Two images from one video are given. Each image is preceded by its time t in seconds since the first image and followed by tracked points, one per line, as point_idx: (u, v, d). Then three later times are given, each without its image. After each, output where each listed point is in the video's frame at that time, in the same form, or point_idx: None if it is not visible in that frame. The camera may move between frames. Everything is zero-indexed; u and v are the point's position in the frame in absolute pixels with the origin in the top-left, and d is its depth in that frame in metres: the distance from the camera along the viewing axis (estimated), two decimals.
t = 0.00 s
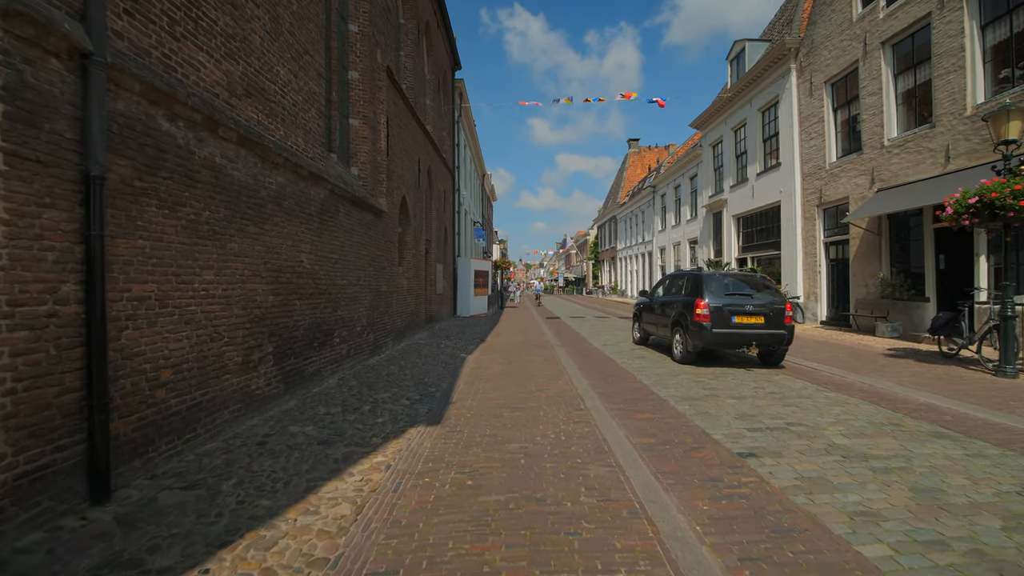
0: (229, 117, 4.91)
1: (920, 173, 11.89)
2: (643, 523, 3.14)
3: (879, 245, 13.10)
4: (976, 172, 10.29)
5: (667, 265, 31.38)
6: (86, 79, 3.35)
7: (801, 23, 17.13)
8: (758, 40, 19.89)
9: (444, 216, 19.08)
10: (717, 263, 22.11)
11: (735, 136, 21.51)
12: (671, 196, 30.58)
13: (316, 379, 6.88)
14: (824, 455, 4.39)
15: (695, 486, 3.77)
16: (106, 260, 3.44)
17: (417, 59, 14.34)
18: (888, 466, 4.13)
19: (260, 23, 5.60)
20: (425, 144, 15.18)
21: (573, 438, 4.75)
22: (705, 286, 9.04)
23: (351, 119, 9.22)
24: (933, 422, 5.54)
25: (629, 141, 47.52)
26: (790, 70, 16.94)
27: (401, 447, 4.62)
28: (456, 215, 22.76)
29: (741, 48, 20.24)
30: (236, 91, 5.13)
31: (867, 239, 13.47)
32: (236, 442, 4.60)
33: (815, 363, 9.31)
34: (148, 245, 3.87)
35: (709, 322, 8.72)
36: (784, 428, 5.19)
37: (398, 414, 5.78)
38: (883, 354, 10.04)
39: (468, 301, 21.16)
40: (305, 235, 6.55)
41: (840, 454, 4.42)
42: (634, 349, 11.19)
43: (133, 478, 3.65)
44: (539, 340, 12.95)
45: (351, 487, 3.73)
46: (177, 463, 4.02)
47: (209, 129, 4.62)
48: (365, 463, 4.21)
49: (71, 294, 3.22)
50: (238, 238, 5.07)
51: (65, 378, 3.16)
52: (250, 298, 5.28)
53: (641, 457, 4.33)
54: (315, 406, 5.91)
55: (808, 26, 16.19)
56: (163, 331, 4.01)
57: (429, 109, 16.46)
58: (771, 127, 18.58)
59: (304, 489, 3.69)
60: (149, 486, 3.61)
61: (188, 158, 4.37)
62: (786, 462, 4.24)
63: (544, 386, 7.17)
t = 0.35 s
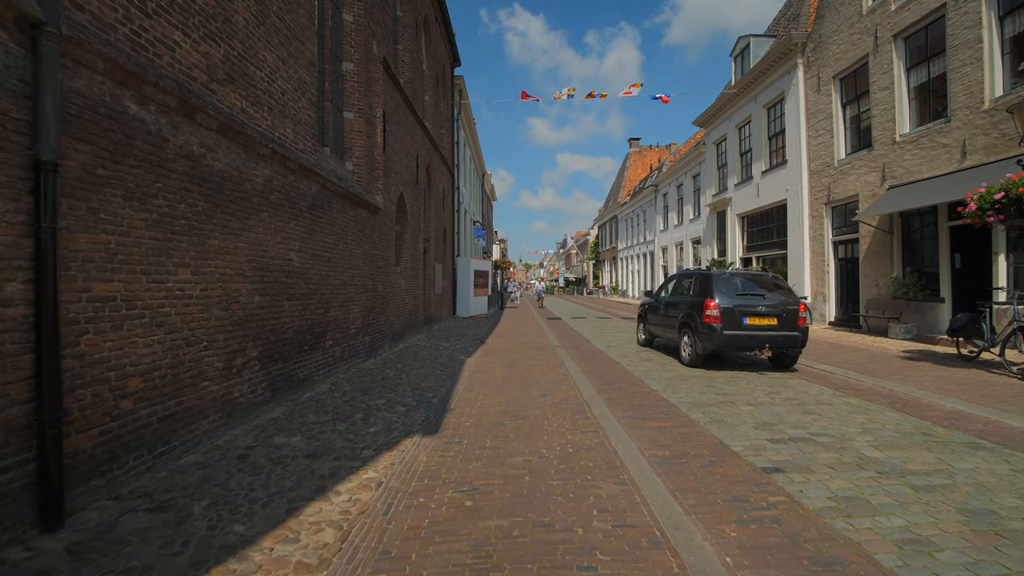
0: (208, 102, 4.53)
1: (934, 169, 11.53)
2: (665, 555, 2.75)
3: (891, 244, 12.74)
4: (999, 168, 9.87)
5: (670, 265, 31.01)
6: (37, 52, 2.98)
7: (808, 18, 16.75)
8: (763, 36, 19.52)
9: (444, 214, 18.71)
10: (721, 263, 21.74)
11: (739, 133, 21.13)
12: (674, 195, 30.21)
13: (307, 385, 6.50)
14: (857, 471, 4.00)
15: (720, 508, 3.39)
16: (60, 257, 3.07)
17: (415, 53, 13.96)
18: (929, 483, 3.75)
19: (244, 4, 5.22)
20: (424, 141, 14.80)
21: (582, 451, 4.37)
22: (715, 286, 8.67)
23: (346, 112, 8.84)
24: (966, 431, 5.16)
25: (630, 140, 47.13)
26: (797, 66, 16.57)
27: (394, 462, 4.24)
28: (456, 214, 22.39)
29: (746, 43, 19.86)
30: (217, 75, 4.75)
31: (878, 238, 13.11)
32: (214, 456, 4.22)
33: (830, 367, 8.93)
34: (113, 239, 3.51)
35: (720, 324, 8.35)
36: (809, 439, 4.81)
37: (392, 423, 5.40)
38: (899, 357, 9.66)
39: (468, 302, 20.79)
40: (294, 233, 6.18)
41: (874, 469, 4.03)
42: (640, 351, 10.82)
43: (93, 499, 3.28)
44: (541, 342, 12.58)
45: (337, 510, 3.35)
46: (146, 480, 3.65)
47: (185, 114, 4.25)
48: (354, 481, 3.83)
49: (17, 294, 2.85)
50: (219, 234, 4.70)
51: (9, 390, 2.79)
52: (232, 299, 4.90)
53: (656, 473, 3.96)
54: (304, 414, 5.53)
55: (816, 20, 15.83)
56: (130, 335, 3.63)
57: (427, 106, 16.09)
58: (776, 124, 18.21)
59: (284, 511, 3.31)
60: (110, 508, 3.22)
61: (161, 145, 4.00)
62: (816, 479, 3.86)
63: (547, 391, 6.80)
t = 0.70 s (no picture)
0: (179, 81, 4.10)
1: (951, 163, 11.12)
2: None
3: (904, 242, 12.33)
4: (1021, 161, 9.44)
5: (672, 264, 30.58)
6: None
7: (816, 10, 16.34)
8: (769, 30, 19.11)
9: (443, 213, 18.29)
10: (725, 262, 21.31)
11: (744, 130, 20.72)
12: (676, 193, 29.79)
13: (295, 391, 6.08)
14: (902, 490, 3.57)
15: (754, 537, 2.96)
16: None
17: (413, 45, 13.54)
18: (987, 506, 3.32)
19: None
20: (421, 136, 14.38)
21: (593, 467, 3.95)
22: (727, 285, 8.24)
23: (339, 103, 8.41)
24: (1009, 443, 4.73)
25: (631, 139, 46.72)
26: (805, 59, 16.15)
27: (384, 481, 3.80)
28: (455, 212, 21.94)
29: (751, 38, 19.45)
30: (190, 52, 4.32)
31: (890, 236, 12.70)
32: (184, 474, 3.78)
33: (847, 370, 8.51)
34: (62, 231, 3.09)
35: (732, 325, 7.93)
36: (841, 452, 4.37)
37: (385, 433, 4.97)
38: (919, 359, 9.24)
39: (467, 302, 20.34)
40: (281, 228, 5.75)
41: (921, 489, 3.60)
42: (646, 353, 10.39)
43: (35, 528, 2.85)
44: (544, 344, 12.14)
45: (315, 541, 2.91)
46: (102, 504, 3.23)
47: (151, 93, 3.82)
48: (337, 505, 3.39)
49: None
50: (193, 226, 4.27)
51: None
52: (209, 298, 4.49)
53: (678, 493, 3.54)
54: (289, 424, 5.10)
55: (824, 12, 15.41)
56: (83, 339, 3.21)
57: (426, 100, 15.66)
58: (783, 120, 17.80)
59: (255, 542, 2.88)
60: (54, 540, 2.79)
61: (122, 126, 3.57)
62: (858, 500, 3.43)
63: (552, 397, 6.37)
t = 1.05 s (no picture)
0: (140, 57, 3.69)
1: (964, 158, 10.76)
2: None
3: (915, 240, 11.95)
4: None
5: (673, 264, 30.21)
6: None
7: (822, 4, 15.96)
8: (772, 25, 18.74)
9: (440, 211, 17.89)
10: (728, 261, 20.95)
11: (747, 127, 20.34)
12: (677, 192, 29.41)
13: (278, 397, 5.67)
14: (948, 513, 3.17)
15: (788, 571, 2.57)
16: None
17: (408, 37, 13.14)
18: None
19: None
20: (418, 131, 13.97)
21: (600, 485, 3.56)
22: (736, 285, 7.85)
23: (328, 92, 8.01)
24: None
25: (631, 137, 46.34)
26: (810, 54, 15.78)
27: (365, 504, 3.37)
28: (453, 211, 21.55)
29: (755, 33, 19.07)
30: (155, 25, 3.92)
31: (900, 234, 12.34)
32: (142, 494, 3.38)
33: (861, 373, 8.12)
34: None
35: (742, 326, 7.54)
36: (871, 465, 3.99)
37: (371, 445, 4.55)
38: (935, 361, 8.85)
39: (465, 302, 19.93)
40: (261, 222, 5.34)
41: (968, 511, 3.21)
42: (650, 355, 10.00)
43: None
44: (544, 345, 11.75)
45: None
46: (39, 533, 2.83)
47: (106, 68, 3.42)
48: (311, 532, 2.99)
49: None
50: (157, 217, 3.87)
51: None
52: (176, 297, 4.08)
53: (696, 517, 3.15)
54: (267, 434, 4.70)
55: (831, 5, 15.04)
56: (18, 344, 2.82)
57: (422, 95, 15.26)
58: (787, 116, 17.43)
59: None
60: None
61: (70, 103, 3.18)
62: (901, 526, 3.03)
63: (553, 404, 5.96)
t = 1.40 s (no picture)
0: (84, 30, 3.25)
1: (980, 155, 10.35)
2: None
3: (927, 239, 11.54)
4: None
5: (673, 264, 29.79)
6: None
7: None
8: (776, 19, 18.32)
9: (436, 210, 17.46)
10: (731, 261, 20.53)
11: (750, 124, 19.92)
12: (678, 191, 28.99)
13: (254, 409, 5.23)
14: (1012, 553, 2.74)
15: None
16: None
17: (402, 30, 12.70)
18: None
19: None
20: (412, 127, 13.53)
21: (607, 518, 3.12)
22: (746, 287, 7.42)
23: (315, 83, 7.57)
24: None
25: (630, 136, 45.92)
26: (816, 48, 15.36)
27: (337, 543, 2.92)
28: (450, 210, 21.11)
29: (758, 28, 18.64)
30: None
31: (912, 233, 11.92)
32: (81, 531, 2.94)
33: (878, 380, 7.69)
34: None
35: (753, 331, 7.11)
36: (910, 491, 3.56)
37: (352, 466, 4.10)
38: (954, 367, 8.42)
39: (462, 303, 19.48)
40: (234, 220, 4.90)
41: None
42: (654, 360, 9.55)
43: None
44: (542, 349, 11.31)
45: None
46: None
47: (40, 40, 2.98)
48: None
49: None
50: (106, 213, 3.42)
51: None
52: (131, 302, 3.64)
53: (720, 559, 2.72)
54: (237, 453, 4.25)
55: None
56: None
57: (417, 91, 14.81)
58: (792, 112, 17.01)
59: None
60: None
61: None
62: (960, 571, 2.60)
63: (553, 416, 5.52)
